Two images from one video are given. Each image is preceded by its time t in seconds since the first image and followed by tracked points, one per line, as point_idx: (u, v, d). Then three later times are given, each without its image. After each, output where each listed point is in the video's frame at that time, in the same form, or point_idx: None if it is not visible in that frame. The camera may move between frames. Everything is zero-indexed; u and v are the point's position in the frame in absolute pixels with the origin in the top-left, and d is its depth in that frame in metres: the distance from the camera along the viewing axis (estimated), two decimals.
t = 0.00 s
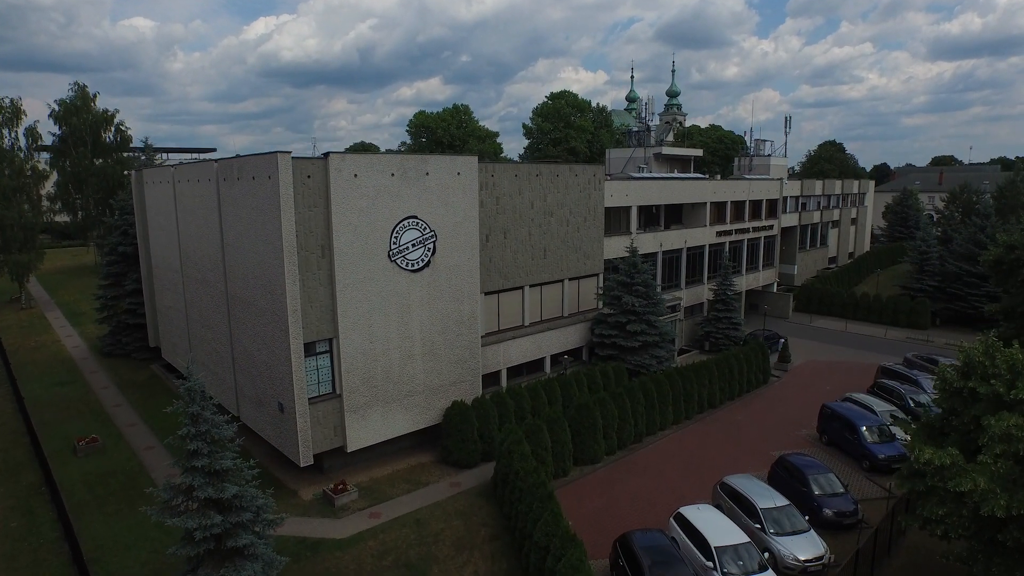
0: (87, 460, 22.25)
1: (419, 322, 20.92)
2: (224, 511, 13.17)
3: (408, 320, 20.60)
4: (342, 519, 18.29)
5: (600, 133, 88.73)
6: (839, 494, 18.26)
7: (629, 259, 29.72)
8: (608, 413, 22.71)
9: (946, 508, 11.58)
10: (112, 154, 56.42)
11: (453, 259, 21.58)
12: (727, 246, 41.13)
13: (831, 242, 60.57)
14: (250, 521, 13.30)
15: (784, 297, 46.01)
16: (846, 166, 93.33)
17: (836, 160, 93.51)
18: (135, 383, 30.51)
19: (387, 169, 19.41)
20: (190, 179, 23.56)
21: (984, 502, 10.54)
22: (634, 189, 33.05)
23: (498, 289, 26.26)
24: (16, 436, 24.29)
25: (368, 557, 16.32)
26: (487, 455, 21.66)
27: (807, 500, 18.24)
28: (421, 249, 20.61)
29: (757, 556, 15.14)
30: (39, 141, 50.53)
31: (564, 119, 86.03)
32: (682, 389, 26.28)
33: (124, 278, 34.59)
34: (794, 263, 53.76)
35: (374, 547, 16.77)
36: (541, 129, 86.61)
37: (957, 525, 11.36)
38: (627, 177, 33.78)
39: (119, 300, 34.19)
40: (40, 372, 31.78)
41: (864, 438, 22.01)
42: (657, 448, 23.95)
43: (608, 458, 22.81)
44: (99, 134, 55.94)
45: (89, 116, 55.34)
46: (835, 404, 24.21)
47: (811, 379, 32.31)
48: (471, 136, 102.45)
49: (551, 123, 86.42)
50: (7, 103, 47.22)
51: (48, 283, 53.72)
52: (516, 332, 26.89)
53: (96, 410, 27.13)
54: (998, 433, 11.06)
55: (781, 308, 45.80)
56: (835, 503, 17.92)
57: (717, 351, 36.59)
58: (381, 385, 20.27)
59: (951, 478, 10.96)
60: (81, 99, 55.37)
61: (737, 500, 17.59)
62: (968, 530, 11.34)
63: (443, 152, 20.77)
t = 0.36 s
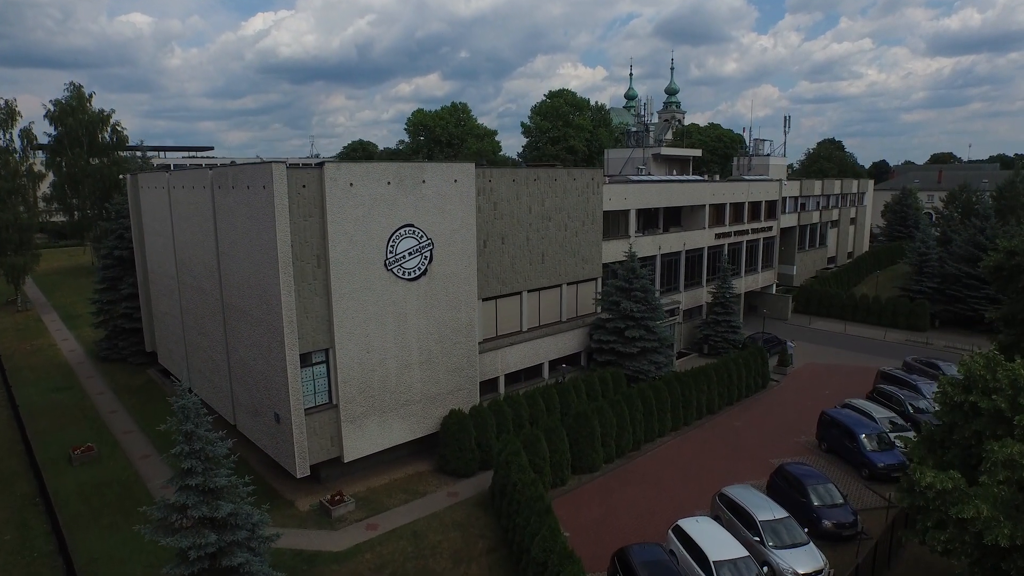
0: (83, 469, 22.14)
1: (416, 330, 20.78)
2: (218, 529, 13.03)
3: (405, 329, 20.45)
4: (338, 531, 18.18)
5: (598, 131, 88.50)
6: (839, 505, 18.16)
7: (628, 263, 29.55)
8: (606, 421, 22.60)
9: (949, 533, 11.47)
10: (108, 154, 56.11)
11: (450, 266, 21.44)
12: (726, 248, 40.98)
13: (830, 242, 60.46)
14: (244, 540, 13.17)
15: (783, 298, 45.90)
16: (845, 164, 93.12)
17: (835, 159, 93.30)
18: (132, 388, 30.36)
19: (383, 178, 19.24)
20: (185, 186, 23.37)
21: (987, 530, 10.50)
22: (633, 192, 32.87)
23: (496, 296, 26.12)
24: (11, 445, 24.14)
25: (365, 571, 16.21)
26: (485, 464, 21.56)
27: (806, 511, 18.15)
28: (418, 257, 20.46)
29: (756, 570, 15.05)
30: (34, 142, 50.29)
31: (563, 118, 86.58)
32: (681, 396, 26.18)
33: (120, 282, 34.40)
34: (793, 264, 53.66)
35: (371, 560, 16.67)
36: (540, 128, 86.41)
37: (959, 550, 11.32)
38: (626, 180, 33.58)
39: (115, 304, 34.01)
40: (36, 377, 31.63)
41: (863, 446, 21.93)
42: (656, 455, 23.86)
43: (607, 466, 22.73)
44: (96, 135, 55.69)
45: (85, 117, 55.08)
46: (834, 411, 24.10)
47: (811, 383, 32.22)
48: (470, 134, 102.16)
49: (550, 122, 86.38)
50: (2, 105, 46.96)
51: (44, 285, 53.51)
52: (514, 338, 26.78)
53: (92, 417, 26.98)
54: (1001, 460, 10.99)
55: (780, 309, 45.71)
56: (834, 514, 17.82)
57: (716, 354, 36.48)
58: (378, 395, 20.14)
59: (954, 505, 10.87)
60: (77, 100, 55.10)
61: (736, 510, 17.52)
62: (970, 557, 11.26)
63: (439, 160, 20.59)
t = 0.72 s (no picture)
0: (82, 477, 22.12)
1: (415, 339, 20.72)
2: (217, 546, 13.01)
3: (404, 338, 20.39)
4: (338, 541, 18.13)
5: (598, 130, 88.29)
6: (838, 516, 18.11)
7: (627, 268, 29.47)
8: (606, 429, 22.57)
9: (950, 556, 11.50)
10: (106, 155, 55.94)
11: (448, 275, 21.36)
12: (726, 251, 40.88)
13: (830, 242, 60.32)
14: (243, 556, 13.15)
15: (783, 300, 45.83)
16: (845, 163, 92.95)
17: (835, 158, 93.16)
18: (131, 393, 30.33)
19: (382, 187, 19.17)
20: (182, 193, 23.27)
21: (989, 557, 10.50)
22: (632, 196, 32.75)
23: (495, 302, 26.03)
24: (10, 453, 24.10)
25: None
26: (484, 472, 21.52)
27: (806, 522, 18.10)
28: (417, 266, 20.40)
29: None
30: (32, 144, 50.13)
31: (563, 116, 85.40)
32: (681, 402, 26.14)
33: (118, 286, 34.30)
34: (793, 265, 53.57)
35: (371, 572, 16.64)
36: (540, 127, 86.18)
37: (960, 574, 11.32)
38: (625, 184, 33.46)
39: (114, 309, 33.92)
40: (35, 382, 31.58)
41: (863, 454, 21.89)
42: (656, 462, 23.84)
43: (606, 473, 22.71)
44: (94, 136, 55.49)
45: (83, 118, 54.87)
46: (834, 418, 24.05)
47: (810, 387, 32.18)
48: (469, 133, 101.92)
49: (549, 121, 86.22)
50: None
51: (43, 286, 53.40)
52: (513, 344, 26.72)
53: (91, 423, 26.94)
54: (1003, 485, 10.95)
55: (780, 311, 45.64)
56: (834, 525, 17.77)
57: (716, 357, 36.46)
58: (377, 404, 20.09)
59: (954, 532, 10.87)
60: (75, 101, 54.89)
61: (735, 521, 17.49)
62: None
63: (438, 168, 20.51)
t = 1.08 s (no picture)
0: (82, 484, 22.15)
1: (414, 347, 20.71)
2: (218, 559, 13.04)
3: (403, 345, 20.39)
4: (338, 550, 18.13)
5: (598, 128, 88.14)
6: (837, 524, 18.14)
7: (627, 272, 29.42)
8: (605, 435, 22.59)
9: None
10: (106, 155, 55.89)
11: (447, 281, 21.35)
12: (726, 252, 40.82)
13: (830, 241, 60.26)
14: (243, 570, 13.18)
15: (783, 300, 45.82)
16: (846, 161, 92.84)
17: (836, 155, 93.04)
18: (131, 396, 30.37)
19: (381, 195, 19.14)
20: (181, 199, 23.22)
21: None
22: (632, 199, 32.66)
23: (495, 307, 26.02)
24: (10, 458, 24.13)
25: None
26: (484, 478, 21.55)
27: (805, 530, 18.12)
28: (416, 273, 20.39)
29: None
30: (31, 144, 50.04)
31: (563, 114, 86.64)
32: (680, 406, 26.16)
33: (117, 289, 34.28)
34: (793, 265, 53.53)
35: None
36: (540, 124, 86.01)
37: None
38: (625, 186, 33.39)
39: (113, 312, 33.92)
40: (34, 385, 31.62)
41: (862, 460, 21.93)
42: (655, 468, 23.88)
43: (605, 480, 22.76)
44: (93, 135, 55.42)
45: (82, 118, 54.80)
46: (833, 423, 24.07)
47: (811, 390, 32.20)
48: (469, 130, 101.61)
49: (550, 118, 86.23)
50: None
51: (42, 286, 53.41)
52: (512, 349, 26.72)
53: (91, 428, 26.96)
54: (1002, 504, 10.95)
55: (780, 311, 45.65)
56: (833, 532, 17.81)
57: (716, 360, 36.47)
58: (376, 411, 20.09)
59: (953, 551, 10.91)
60: (74, 101, 54.80)
61: (734, 529, 17.55)
62: None
63: (436, 175, 20.47)
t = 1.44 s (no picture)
0: (80, 491, 22.15)
1: (413, 355, 20.69)
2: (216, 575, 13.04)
3: (401, 354, 20.36)
4: (337, 560, 18.12)
5: (598, 127, 87.99)
6: (835, 534, 18.14)
7: (625, 278, 29.39)
8: (604, 443, 22.59)
9: None
10: (104, 156, 55.79)
11: (446, 290, 21.32)
12: (725, 254, 40.78)
13: (830, 242, 60.20)
14: None
15: (782, 302, 45.81)
16: (846, 160, 92.73)
17: (836, 153, 92.87)
18: (130, 401, 30.36)
19: (379, 205, 19.11)
20: (179, 206, 23.18)
21: None
22: (631, 203, 32.59)
23: (493, 313, 26.00)
24: (9, 465, 24.11)
25: None
26: (482, 486, 21.55)
27: (804, 540, 18.12)
28: (414, 282, 20.36)
29: None
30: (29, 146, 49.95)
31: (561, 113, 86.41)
32: (679, 412, 26.15)
33: (116, 293, 34.25)
34: (793, 265, 53.48)
35: None
36: (540, 123, 85.81)
37: None
38: (624, 190, 33.33)
39: (112, 315, 33.89)
40: (33, 390, 31.62)
41: (860, 467, 21.93)
42: (654, 475, 23.87)
43: (604, 487, 22.76)
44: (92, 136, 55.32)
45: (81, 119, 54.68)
46: (832, 430, 24.06)
47: (810, 394, 32.18)
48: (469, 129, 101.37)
49: (550, 117, 86.13)
50: None
51: (41, 287, 53.35)
52: (511, 355, 26.72)
53: (90, 433, 26.94)
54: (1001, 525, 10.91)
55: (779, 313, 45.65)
56: (831, 542, 17.83)
57: (714, 363, 36.49)
58: (375, 420, 20.08)
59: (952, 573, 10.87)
60: (73, 102, 54.70)
61: (731, 538, 17.56)
62: None
63: (435, 184, 20.43)
